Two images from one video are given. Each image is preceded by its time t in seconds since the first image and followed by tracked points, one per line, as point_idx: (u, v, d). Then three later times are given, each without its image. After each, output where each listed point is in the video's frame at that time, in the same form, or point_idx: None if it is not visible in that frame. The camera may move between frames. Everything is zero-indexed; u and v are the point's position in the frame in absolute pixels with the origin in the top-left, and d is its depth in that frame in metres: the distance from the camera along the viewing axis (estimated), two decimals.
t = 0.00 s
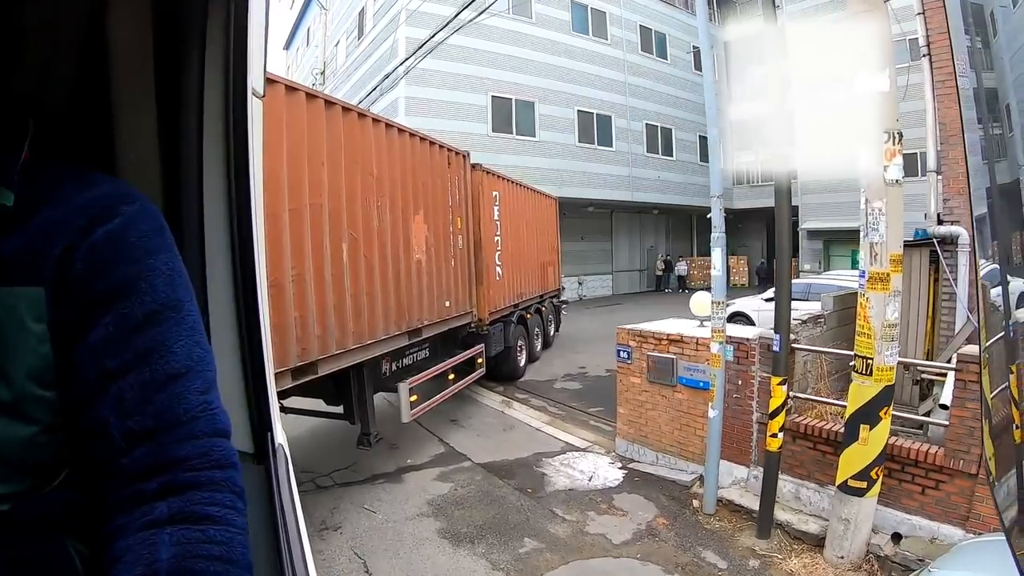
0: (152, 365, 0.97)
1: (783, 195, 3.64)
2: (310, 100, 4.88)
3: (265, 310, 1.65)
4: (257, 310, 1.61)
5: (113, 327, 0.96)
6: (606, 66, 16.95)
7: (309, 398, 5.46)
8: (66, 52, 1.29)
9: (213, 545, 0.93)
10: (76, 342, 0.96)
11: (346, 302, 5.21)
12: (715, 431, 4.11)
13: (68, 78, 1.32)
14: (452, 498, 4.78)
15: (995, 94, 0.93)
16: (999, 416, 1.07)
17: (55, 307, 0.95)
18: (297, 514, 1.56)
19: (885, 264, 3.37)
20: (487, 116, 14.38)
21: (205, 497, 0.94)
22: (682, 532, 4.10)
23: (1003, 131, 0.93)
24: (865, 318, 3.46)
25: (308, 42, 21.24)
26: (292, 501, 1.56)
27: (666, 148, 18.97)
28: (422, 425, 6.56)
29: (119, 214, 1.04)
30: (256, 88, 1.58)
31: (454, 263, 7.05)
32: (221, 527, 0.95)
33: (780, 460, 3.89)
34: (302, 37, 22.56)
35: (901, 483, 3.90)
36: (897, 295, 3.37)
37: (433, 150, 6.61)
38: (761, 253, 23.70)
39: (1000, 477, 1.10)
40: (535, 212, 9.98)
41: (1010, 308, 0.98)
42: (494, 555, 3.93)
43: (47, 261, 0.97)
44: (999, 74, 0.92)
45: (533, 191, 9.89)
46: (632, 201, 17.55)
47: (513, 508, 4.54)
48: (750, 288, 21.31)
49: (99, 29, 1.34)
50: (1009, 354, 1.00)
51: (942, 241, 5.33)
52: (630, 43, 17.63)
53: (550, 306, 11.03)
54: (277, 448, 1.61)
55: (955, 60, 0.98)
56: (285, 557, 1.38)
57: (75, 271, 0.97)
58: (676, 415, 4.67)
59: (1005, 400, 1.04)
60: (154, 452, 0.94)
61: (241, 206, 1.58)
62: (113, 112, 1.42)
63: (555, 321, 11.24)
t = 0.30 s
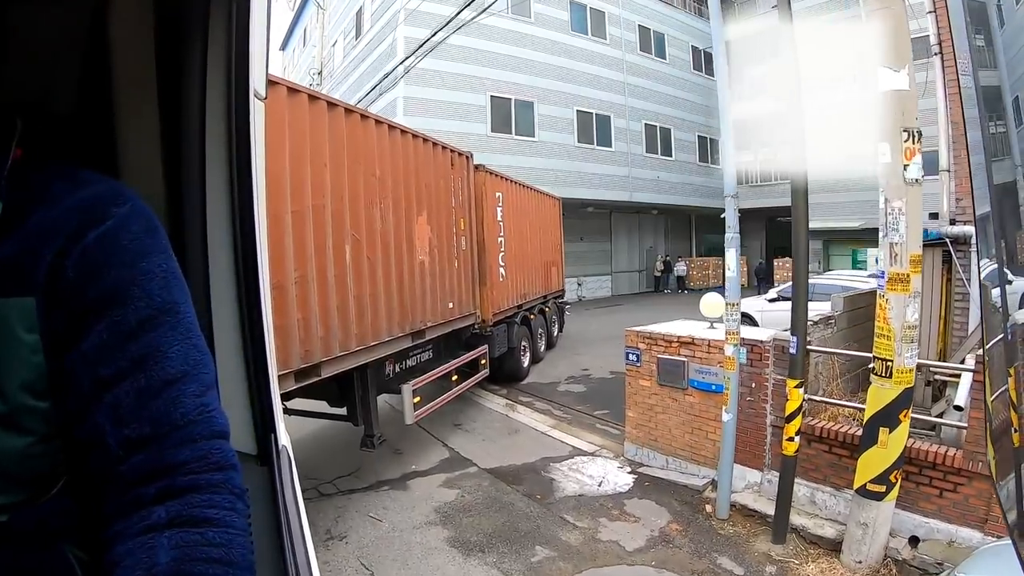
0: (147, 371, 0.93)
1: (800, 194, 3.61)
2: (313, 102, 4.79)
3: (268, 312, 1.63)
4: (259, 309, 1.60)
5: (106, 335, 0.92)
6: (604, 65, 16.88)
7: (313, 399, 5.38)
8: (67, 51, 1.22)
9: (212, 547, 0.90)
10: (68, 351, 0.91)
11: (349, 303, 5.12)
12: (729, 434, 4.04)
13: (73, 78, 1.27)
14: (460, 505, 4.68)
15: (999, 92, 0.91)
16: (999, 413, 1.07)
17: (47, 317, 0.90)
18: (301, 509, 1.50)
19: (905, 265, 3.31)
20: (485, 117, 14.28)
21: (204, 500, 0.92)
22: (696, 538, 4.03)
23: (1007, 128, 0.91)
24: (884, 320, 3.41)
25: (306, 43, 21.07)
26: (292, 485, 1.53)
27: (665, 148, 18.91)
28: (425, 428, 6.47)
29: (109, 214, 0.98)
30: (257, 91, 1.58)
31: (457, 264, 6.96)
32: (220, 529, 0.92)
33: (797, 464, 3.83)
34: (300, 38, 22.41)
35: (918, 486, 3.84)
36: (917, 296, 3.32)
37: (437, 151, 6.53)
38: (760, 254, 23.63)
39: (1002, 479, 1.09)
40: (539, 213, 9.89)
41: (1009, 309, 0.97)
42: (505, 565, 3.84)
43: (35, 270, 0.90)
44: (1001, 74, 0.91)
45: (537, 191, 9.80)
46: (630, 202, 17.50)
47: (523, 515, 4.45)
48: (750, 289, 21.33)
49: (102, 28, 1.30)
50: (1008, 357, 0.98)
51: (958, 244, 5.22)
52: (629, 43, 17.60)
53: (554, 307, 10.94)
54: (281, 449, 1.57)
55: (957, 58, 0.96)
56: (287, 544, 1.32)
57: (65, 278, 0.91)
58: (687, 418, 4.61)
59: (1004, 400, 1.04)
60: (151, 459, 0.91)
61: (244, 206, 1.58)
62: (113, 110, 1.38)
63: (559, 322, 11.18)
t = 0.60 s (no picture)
0: (144, 376, 0.97)
1: (817, 193, 3.57)
2: (315, 104, 4.72)
3: (267, 305, 1.63)
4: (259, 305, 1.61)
5: (101, 339, 0.96)
6: (601, 65, 16.81)
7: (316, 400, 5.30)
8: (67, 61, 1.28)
9: (208, 549, 0.93)
10: (65, 358, 0.95)
11: (351, 305, 5.04)
12: (743, 439, 3.98)
13: (71, 82, 1.31)
14: (466, 513, 4.58)
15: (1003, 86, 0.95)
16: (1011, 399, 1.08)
17: (41, 326, 0.95)
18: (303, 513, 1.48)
19: (925, 267, 3.26)
20: (484, 117, 14.17)
21: (201, 503, 0.95)
22: (710, 545, 3.96)
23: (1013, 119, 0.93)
24: (904, 322, 3.36)
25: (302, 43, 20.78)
26: (293, 480, 1.54)
27: (663, 148, 18.87)
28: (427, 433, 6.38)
29: (103, 218, 1.02)
30: (258, 91, 1.58)
31: (460, 265, 6.86)
32: (218, 532, 0.95)
33: (813, 470, 3.77)
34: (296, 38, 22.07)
35: (935, 490, 3.80)
36: (937, 298, 3.28)
37: (440, 153, 6.46)
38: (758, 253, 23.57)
39: None
40: (541, 213, 9.82)
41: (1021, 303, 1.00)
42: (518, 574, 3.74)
43: (28, 277, 0.95)
44: (997, 73, 0.96)
45: (539, 192, 9.71)
46: (628, 202, 17.44)
47: (532, 522, 4.36)
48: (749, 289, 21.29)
49: (100, 29, 1.34)
50: None
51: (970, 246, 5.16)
52: (627, 43, 17.57)
53: (557, 307, 10.86)
54: (283, 451, 1.57)
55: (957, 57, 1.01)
56: (286, 534, 1.33)
57: (59, 283, 0.96)
58: (697, 422, 4.54)
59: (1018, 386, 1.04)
60: (146, 463, 0.95)
61: (245, 206, 1.58)
62: (113, 111, 1.41)
63: (562, 322, 11.10)
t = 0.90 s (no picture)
0: (145, 366, 0.93)
1: (834, 194, 3.53)
2: (316, 105, 4.75)
3: (268, 301, 1.63)
4: (260, 304, 1.60)
5: (107, 331, 0.93)
6: (599, 66, 16.76)
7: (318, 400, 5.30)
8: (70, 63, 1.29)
9: (200, 547, 0.88)
10: (75, 352, 0.92)
11: (352, 306, 5.05)
12: (755, 444, 3.93)
13: (71, 84, 1.31)
14: (472, 521, 4.47)
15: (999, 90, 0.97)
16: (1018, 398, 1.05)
17: (60, 323, 0.93)
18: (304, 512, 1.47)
19: (944, 270, 3.22)
20: (482, 117, 14.07)
21: (195, 499, 0.91)
22: (722, 551, 3.89)
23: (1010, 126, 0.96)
24: (922, 326, 3.33)
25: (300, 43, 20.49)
26: (292, 473, 1.54)
27: (661, 149, 18.84)
28: (427, 437, 6.29)
29: (116, 213, 1.00)
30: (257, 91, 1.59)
31: (462, 266, 6.84)
32: (209, 530, 0.90)
33: (827, 475, 3.73)
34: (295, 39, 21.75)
35: (950, 494, 3.76)
36: (955, 303, 3.24)
37: (443, 153, 6.44)
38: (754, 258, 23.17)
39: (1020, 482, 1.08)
40: (544, 214, 9.77)
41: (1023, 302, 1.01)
42: None
43: (49, 278, 0.92)
44: (992, 73, 0.98)
45: (541, 192, 9.66)
46: (625, 202, 17.38)
47: (540, 530, 4.27)
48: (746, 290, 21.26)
49: (101, 29, 1.34)
50: None
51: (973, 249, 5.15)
52: (625, 43, 17.52)
53: (559, 307, 10.79)
54: (284, 450, 1.56)
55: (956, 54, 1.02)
56: (287, 534, 1.33)
57: (75, 280, 0.93)
58: (707, 427, 4.49)
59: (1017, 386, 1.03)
60: (144, 455, 0.91)
61: (245, 205, 1.58)
62: (113, 111, 1.40)
63: (564, 323, 11.02)
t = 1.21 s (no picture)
0: (213, 369, 0.90)
1: (850, 192, 3.50)
2: (317, 103, 4.81)
3: (268, 308, 1.45)
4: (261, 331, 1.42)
5: (193, 333, 0.88)
6: (596, 66, 16.67)
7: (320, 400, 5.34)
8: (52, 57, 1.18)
9: (236, 551, 0.87)
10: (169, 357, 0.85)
11: (353, 306, 5.08)
12: (766, 447, 3.87)
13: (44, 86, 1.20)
14: (478, 528, 4.37)
15: (1002, 90, 0.92)
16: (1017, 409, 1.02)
17: (178, 336, 0.86)
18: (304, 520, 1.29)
19: (962, 273, 3.18)
20: (478, 116, 13.95)
21: (237, 507, 0.90)
22: (734, 557, 3.81)
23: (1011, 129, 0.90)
24: (940, 329, 3.29)
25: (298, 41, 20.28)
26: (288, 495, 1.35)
27: (658, 150, 18.76)
28: (426, 439, 6.20)
29: (216, 236, 0.98)
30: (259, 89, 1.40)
31: (462, 265, 6.83)
32: (247, 538, 0.90)
33: (841, 479, 3.67)
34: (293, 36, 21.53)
35: (964, 498, 3.73)
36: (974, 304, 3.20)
37: (443, 152, 6.44)
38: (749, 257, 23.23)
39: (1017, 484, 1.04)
40: (546, 213, 9.72)
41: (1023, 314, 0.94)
42: None
43: (179, 286, 0.86)
44: (995, 74, 0.93)
45: (543, 191, 9.61)
46: (621, 203, 17.31)
47: (548, 537, 4.17)
48: (741, 292, 21.25)
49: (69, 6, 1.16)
50: None
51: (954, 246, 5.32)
52: (623, 43, 17.46)
53: (560, 307, 10.70)
54: (282, 450, 1.35)
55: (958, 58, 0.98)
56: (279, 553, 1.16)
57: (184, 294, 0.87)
58: (716, 430, 4.42)
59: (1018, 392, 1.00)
60: (197, 450, 0.87)
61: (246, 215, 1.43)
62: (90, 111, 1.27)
63: (564, 323, 10.93)
